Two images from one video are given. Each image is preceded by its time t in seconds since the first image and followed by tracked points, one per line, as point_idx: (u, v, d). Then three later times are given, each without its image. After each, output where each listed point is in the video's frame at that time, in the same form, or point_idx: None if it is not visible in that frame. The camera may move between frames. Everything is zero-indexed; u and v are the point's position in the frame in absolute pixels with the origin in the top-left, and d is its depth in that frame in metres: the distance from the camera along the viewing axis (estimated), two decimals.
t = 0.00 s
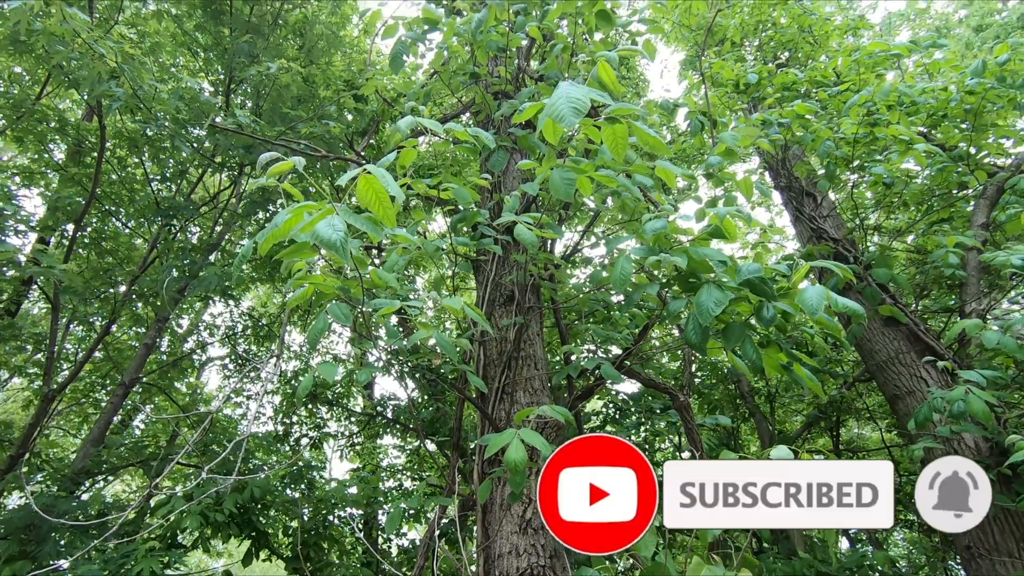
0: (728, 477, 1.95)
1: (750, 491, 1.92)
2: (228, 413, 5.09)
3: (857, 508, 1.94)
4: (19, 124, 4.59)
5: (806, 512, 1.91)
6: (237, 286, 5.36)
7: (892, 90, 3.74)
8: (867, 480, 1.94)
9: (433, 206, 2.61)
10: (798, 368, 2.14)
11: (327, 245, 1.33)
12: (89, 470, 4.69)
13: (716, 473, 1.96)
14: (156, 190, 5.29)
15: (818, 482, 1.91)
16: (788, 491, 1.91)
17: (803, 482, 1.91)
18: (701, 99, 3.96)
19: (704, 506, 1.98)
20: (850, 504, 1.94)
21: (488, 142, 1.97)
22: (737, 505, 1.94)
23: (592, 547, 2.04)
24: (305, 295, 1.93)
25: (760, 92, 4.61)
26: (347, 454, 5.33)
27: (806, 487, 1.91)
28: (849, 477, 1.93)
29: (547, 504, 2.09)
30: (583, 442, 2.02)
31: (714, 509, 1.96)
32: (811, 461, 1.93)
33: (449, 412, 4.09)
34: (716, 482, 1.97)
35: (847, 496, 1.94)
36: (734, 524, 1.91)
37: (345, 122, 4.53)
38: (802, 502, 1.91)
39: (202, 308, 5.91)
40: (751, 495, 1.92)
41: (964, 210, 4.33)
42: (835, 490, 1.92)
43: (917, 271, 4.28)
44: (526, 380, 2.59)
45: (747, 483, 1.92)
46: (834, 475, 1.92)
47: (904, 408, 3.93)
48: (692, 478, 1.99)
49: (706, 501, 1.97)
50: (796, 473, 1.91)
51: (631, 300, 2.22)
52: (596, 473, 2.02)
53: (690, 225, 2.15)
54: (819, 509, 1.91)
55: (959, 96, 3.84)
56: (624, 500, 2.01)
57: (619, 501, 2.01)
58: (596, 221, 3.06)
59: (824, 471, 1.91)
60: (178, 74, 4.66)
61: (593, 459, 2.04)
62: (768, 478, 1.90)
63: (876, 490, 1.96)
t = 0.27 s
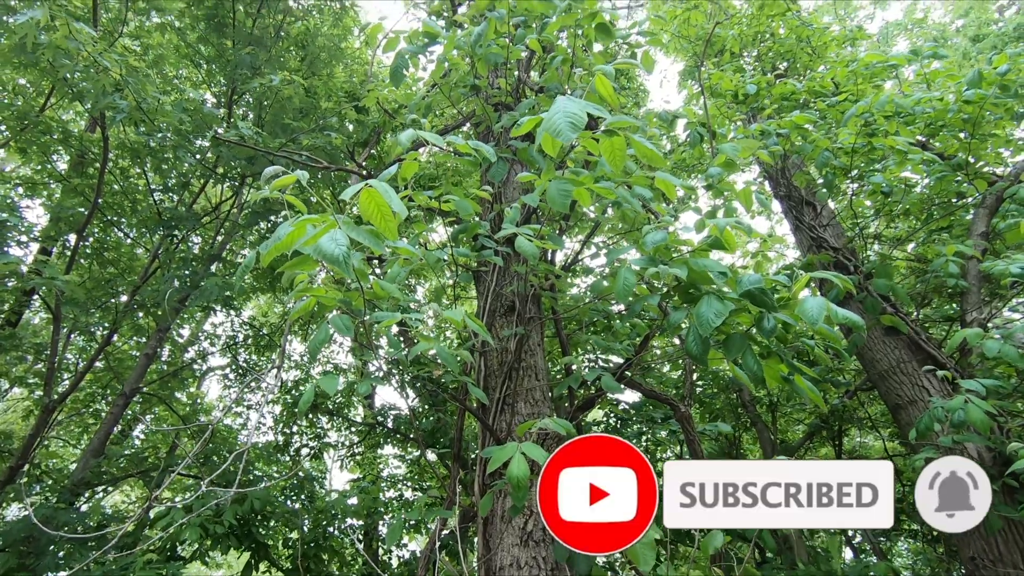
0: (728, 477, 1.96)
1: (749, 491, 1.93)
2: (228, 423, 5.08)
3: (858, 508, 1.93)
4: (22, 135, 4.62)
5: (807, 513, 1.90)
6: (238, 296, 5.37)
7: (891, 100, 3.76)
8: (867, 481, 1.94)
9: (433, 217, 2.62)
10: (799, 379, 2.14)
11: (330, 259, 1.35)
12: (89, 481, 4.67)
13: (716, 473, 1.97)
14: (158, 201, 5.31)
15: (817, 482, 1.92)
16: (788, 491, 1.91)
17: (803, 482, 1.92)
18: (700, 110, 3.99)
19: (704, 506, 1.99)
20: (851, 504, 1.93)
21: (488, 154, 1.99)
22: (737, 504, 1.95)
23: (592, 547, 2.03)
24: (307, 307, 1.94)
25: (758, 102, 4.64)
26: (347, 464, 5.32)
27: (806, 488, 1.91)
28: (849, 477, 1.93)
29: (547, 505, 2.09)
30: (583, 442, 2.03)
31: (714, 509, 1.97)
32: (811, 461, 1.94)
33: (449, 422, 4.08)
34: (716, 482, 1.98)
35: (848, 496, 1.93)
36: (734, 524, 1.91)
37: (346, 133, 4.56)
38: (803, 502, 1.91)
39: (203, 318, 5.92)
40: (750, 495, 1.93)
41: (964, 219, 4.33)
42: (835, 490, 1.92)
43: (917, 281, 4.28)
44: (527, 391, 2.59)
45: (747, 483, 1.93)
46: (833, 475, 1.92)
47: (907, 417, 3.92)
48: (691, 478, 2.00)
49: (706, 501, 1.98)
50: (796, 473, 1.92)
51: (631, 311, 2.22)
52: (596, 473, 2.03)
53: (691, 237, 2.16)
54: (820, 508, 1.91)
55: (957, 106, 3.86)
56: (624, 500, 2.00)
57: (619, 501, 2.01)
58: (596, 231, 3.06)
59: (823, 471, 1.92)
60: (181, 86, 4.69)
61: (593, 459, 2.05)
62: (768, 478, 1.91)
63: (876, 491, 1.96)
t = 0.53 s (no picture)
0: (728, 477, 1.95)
1: (749, 491, 1.92)
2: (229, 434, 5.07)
3: (858, 508, 1.92)
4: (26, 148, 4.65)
5: (806, 512, 1.90)
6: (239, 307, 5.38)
7: (889, 110, 3.78)
8: (867, 481, 1.93)
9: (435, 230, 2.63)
10: (800, 390, 2.13)
11: (333, 274, 1.37)
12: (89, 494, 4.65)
13: (716, 473, 1.95)
14: (160, 213, 5.33)
15: (817, 482, 1.91)
16: (788, 491, 1.90)
17: (804, 482, 1.91)
18: (700, 121, 4.01)
19: (704, 506, 1.96)
20: (850, 504, 1.92)
21: (489, 167, 2.00)
22: (738, 504, 1.93)
23: (591, 545, 2.06)
24: (310, 322, 1.95)
25: (758, 113, 4.67)
26: (348, 475, 5.30)
27: (806, 487, 1.90)
28: (849, 478, 1.92)
29: (547, 506, 2.07)
30: (584, 443, 2.02)
31: (714, 509, 1.95)
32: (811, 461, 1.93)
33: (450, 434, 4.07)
34: (716, 482, 1.96)
35: (849, 496, 1.92)
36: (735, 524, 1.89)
37: (348, 145, 4.59)
38: (803, 502, 1.90)
39: (205, 329, 5.92)
40: (750, 495, 1.92)
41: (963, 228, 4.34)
42: (835, 490, 1.91)
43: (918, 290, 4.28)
44: (528, 403, 2.59)
45: (747, 482, 1.92)
46: (832, 475, 1.91)
47: (910, 427, 3.90)
48: (692, 478, 1.97)
49: (706, 501, 1.96)
50: (796, 473, 1.91)
51: (632, 323, 2.22)
52: (595, 474, 2.02)
53: (691, 248, 2.16)
54: (820, 508, 1.90)
55: (956, 117, 3.87)
56: (624, 499, 2.03)
57: (619, 501, 2.03)
58: (596, 243, 3.09)
59: (823, 471, 1.91)
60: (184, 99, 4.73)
61: (592, 459, 2.04)
62: (768, 478, 1.90)
63: (875, 490, 1.94)
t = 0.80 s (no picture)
0: (727, 476, 1.85)
1: (750, 488, 1.81)
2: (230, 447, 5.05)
3: (862, 510, 1.80)
4: (30, 162, 4.67)
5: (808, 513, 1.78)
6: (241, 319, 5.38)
7: (888, 122, 3.80)
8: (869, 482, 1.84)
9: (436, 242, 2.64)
10: (803, 403, 2.12)
11: (334, 290, 1.38)
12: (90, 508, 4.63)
13: (715, 471, 1.86)
14: (163, 225, 5.35)
15: (815, 481, 1.82)
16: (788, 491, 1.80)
17: (801, 480, 1.82)
18: (700, 133, 4.03)
19: (704, 507, 1.84)
20: (852, 506, 1.80)
21: (490, 181, 2.01)
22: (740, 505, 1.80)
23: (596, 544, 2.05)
24: (311, 336, 1.96)
25: (757, 124, 4.69)
26: (349, 487, 5.28)
27: (804, 486, 1.81)
28: (848, 477, 1.83)
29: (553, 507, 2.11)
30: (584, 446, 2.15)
31: (714, 510, 1.82)
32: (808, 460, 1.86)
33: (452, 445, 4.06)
34: (715, 482, 1.86)
35: (853, 498, 1.80)
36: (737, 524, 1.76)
37: (350, 157, 4.62)
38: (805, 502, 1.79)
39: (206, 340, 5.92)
40: (750, 494, 1.80)
41: (964, 237, 4.35)
42: (836, 491, 1.81)
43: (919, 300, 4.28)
44: (530, 415, 2.59)
45: (746, 480, 1.82)
46: (830, 474, 1.83)
47: (913, 438, 3.88)
48: (690, 477, 1.89)
49: (706, 501, 1.84)
50: (794, 471, 1.83)
51: (633, 335, 2.22)
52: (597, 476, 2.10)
53: (692, 261, 2.16)
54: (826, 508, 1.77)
55: (955, 127, 3.89)
56: (621, 500, 2.09)
57: (617, 501, 2.08)
58: (597, 255, 3.09)
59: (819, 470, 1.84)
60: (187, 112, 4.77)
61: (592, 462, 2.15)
62: (766, 475, 1.81)
63: (875, 492, 1.83)
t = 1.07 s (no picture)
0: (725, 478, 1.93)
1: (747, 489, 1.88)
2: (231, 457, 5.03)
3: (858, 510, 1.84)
4: (33, 173, 4.69)
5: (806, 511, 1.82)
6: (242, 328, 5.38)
7: (887, 132, 3.82)
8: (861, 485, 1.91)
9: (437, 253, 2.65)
10: (805, 414, 2.11)
11: (335, 303, 1.38)
12: (89, 520, 4.60)
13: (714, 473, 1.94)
14: (165, 235, 5.37)
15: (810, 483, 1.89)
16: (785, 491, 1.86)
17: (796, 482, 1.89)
18: (700, 142, 4.05)
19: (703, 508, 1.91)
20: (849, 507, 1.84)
21: (492, 193, 2.01)
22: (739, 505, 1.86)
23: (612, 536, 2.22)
24: (312, 349, 1.96)
25: (757, 134, 4.71)
26: (350, 498, 5.26)
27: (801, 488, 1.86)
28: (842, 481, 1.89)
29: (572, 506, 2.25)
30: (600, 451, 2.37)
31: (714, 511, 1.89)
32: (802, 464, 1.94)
33: (453, 455, 4.04)
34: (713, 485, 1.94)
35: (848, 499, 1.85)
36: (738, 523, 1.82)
37: (352, 167, 4.64)
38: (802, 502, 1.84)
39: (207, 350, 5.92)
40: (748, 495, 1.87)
41: (965, 246, 4.35)
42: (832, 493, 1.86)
43: (920, 308, 4.28)
44: (531, 425, 2.59)
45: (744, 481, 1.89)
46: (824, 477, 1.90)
47: (917, 448, 3.86)
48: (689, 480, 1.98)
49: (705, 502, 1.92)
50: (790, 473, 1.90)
51: (635, 346, 2.22)
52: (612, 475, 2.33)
53: (693, 272, 2.17)
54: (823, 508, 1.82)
55: (954, 137, 3.90)
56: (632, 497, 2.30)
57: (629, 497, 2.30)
58: (599, 265, 3.09)
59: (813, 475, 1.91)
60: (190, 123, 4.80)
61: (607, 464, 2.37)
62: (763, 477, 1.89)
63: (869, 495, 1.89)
